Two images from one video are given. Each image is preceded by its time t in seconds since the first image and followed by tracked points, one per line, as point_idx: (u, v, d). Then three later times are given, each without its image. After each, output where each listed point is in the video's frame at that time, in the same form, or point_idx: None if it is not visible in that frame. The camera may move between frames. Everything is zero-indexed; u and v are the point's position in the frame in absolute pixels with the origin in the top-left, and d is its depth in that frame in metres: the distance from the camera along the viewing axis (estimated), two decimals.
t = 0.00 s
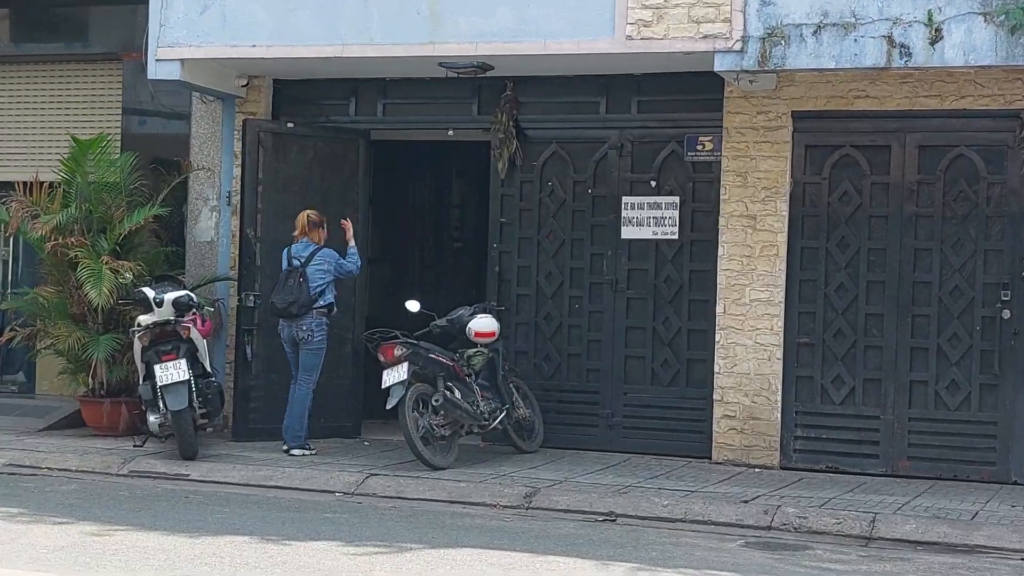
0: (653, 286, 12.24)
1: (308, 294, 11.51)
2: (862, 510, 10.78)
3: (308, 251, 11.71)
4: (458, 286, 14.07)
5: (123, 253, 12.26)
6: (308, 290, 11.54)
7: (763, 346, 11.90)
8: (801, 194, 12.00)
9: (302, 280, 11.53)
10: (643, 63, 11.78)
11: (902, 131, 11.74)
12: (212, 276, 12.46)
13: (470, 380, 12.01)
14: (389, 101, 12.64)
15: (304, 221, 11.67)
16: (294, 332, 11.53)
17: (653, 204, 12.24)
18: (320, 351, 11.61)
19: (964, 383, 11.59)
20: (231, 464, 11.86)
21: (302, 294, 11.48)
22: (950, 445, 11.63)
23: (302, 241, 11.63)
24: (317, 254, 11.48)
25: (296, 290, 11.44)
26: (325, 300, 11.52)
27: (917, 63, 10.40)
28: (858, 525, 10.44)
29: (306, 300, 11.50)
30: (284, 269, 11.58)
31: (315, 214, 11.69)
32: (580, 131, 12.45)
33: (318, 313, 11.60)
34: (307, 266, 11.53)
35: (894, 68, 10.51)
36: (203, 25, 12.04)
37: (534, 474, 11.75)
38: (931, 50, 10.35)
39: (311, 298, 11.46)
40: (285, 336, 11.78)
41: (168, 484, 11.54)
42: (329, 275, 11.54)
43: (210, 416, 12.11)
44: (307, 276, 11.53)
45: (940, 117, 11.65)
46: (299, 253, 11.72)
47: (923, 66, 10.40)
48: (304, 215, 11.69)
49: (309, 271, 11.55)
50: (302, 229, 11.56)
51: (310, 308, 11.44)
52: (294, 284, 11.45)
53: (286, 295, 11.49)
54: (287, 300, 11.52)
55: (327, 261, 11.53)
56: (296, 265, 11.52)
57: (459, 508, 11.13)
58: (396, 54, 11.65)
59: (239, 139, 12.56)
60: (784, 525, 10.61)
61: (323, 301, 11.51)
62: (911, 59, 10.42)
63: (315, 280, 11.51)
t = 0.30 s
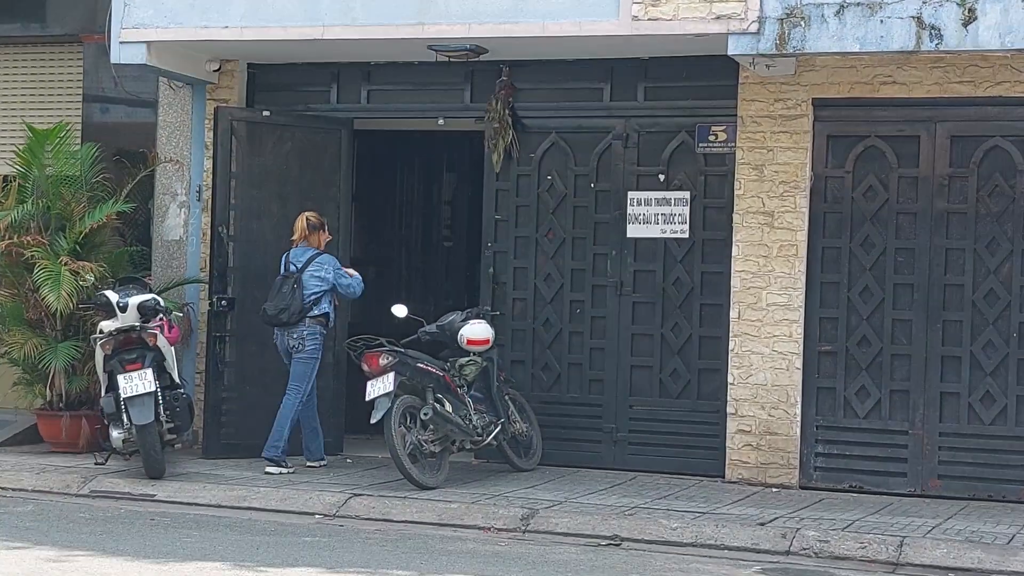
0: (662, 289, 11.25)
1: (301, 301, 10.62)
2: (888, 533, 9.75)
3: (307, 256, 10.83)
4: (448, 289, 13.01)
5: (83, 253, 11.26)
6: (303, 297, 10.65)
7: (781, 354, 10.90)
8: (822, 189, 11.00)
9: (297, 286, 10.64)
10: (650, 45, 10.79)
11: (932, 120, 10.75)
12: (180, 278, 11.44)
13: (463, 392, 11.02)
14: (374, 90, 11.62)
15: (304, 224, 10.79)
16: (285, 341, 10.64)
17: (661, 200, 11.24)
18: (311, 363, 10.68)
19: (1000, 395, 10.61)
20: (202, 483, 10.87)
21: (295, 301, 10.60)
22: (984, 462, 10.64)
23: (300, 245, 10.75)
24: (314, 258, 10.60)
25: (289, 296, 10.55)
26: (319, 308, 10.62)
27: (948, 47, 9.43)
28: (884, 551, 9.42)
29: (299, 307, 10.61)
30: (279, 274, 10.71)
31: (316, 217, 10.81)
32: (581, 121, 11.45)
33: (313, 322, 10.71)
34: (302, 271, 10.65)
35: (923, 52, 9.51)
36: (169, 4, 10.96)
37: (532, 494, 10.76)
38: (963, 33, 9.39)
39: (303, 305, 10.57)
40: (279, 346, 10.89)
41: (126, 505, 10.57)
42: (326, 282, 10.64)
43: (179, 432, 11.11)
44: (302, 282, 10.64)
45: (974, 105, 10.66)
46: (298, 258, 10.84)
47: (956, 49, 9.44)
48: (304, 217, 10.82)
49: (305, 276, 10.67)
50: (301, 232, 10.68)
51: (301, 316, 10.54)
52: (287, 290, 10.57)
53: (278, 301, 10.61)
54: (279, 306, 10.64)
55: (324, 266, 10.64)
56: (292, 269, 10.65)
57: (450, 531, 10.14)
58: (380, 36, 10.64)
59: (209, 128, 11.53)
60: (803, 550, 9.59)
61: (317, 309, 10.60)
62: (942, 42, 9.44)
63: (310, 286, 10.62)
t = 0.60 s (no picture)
0: (673, 293, 10.02)
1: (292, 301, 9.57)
2: (929, 567, 8.51)
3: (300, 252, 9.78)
4: (433, 291, 11.86)
5: (22, 252, 10.03)
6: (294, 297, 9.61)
7: (807, 366, 9.67)
8: (854, 180, 9.74)
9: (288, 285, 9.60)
10: (660, 18, 9.55)
11: (978, 102, 9.50)
12: (132, 281, 10.25)
13: (450, 410, 9.80)
14: (351, 70, 10.39)
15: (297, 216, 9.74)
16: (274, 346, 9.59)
17: (672, 193, 10.01)
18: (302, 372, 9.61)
19: None
20: (156, 511, 9.62)
21: (284, 302, 9.55)
22: None
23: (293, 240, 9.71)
24: (306, 253, 9.56)
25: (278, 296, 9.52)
26: (311, 310, 9.56)
27: (997, 21, 8.29)
28: None
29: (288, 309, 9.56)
30: (268, 272, 9.67)
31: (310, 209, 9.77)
32: (581, 104, 10.20)
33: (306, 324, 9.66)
34: (294, 268, 9.61)
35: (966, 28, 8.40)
36: None
37: (528, 524, 9.51)
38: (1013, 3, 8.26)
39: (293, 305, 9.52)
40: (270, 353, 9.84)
41: (72, 537, 9.32)
42: (319, 280, 9.59)
43: (130, 454, 9.88)
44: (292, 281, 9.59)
45: None
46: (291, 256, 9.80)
47: (1005, 23, 8.30)
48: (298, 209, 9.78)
49: (297, 274, 9.62)
50: (293, 224, 9.64)
51: (289, 317, 9.49)
52: (276, 288, 9.53)
53: (267, 301, 9.57)
54: (267, 306, 9.60)
55: (317, 263, 9.59)
56: (283, 266, 9.61)
57: (434, 566, 8.87)
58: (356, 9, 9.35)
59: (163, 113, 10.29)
60: None
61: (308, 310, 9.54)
62: (988, 15, 8.31)
63: (302, 285, 9.57)
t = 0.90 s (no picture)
0: (676, 299, 9.47)
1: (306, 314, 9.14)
2: None
3: (311, 261, 9.37)
4: (422, 295, 11.29)
5: None
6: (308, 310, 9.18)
7: (819, 376, 9.12)
8: (868, 178, 9.18)
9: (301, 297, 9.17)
10: (662, 7, 9.00)
11: (998, 96, 8.94)
12: (102, 285, 9.68)
13: (439, 422, 9.24)
14: (336, 63, 9.83)
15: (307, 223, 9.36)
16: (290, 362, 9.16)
17: (675, 191, 9.46)
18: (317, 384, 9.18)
19: None
20: (127, 529, 9.05)
21: (299, 315, 9.12)
22: None
23: (303, 249, 9.30)
24: (319, 263, 9.14)
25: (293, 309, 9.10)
26: (328, 322, 9.14)
27: (1020, 8, 7.76)
28: None
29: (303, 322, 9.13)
30: (279, 284, 9.24)
31: (321, 215, 9.38)
32: (579, 98, 9.64)
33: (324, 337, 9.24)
34: (306, 279, 9.18)
35: (986, 18, 7.86)
36: None
37: (523, 543, 8.94)
38: None
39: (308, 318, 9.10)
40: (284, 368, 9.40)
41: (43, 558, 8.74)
42: (333, 291, 9.17)
43: (101, 468, 9.31)
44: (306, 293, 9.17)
45: None
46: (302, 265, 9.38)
47: None
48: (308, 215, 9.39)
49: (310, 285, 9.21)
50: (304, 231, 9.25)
51: (305, 331, 9.05)
52: (290, 302, 9.10)
53: (280, 315, 9.13)
54: (281, 321, 9.16)
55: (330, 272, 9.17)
56: (295, 278, 9.18)
57: None
58: None
59: (136, 107, 9.74)
60: None
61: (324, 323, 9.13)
62: (1010, 2, 7.77)
63: (316, 297, 9.15)
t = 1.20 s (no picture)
0: (677, 302, 9.14)
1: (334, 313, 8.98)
2: None
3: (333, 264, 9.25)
4: (414, 298, 10.99)
5: None
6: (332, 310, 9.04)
7: (824, 382, 8.80)
8: (876, 177, 8.83)
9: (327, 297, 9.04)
10: None
11: (1011, 91, 8.58)
12: (82, 288, 9.37)
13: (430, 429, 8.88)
14: (324, 58, 9.50)
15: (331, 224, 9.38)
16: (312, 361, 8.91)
17: (677, 191, 9.13)
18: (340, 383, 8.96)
19: None
20: (106, 541, 8.71)
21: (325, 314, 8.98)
22: None
23: (328, 249, 9.19)
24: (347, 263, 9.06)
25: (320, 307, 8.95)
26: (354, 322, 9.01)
27: None
28: None
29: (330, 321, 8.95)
30: (303, 282, 9.07)
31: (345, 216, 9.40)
32: (575, 94, 9.30)
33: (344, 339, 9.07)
34: (334, 278, 9.06)
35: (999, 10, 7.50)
36: None
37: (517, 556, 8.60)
38: None
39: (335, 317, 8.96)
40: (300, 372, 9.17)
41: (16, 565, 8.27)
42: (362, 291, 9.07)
43: (79, 479, 8.97)
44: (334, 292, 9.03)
45: None
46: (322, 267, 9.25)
47: None
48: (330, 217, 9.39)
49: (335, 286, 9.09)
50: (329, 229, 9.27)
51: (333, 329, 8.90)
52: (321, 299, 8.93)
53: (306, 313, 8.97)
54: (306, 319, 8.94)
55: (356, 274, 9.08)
56: (323, 276, 9.03)
57: None
58: None
59: (116, 103, 9.42)
60: None
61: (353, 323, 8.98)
62: None
63: (345, 296, 9.02)
